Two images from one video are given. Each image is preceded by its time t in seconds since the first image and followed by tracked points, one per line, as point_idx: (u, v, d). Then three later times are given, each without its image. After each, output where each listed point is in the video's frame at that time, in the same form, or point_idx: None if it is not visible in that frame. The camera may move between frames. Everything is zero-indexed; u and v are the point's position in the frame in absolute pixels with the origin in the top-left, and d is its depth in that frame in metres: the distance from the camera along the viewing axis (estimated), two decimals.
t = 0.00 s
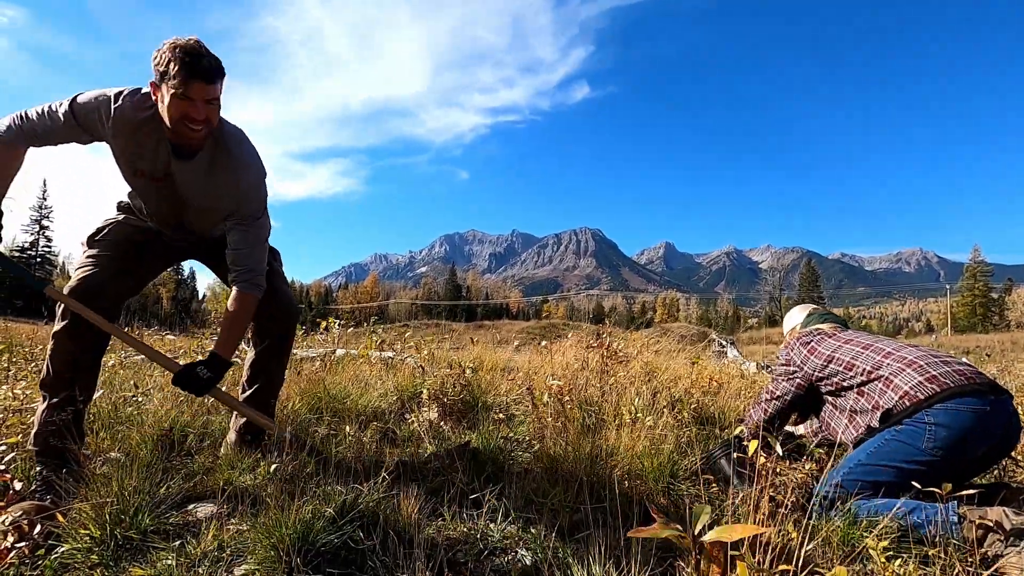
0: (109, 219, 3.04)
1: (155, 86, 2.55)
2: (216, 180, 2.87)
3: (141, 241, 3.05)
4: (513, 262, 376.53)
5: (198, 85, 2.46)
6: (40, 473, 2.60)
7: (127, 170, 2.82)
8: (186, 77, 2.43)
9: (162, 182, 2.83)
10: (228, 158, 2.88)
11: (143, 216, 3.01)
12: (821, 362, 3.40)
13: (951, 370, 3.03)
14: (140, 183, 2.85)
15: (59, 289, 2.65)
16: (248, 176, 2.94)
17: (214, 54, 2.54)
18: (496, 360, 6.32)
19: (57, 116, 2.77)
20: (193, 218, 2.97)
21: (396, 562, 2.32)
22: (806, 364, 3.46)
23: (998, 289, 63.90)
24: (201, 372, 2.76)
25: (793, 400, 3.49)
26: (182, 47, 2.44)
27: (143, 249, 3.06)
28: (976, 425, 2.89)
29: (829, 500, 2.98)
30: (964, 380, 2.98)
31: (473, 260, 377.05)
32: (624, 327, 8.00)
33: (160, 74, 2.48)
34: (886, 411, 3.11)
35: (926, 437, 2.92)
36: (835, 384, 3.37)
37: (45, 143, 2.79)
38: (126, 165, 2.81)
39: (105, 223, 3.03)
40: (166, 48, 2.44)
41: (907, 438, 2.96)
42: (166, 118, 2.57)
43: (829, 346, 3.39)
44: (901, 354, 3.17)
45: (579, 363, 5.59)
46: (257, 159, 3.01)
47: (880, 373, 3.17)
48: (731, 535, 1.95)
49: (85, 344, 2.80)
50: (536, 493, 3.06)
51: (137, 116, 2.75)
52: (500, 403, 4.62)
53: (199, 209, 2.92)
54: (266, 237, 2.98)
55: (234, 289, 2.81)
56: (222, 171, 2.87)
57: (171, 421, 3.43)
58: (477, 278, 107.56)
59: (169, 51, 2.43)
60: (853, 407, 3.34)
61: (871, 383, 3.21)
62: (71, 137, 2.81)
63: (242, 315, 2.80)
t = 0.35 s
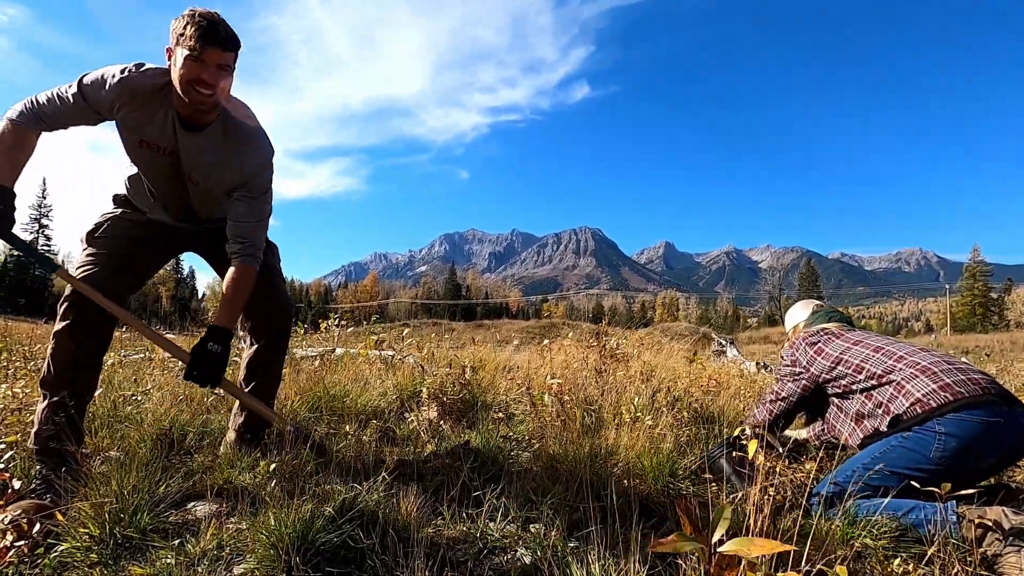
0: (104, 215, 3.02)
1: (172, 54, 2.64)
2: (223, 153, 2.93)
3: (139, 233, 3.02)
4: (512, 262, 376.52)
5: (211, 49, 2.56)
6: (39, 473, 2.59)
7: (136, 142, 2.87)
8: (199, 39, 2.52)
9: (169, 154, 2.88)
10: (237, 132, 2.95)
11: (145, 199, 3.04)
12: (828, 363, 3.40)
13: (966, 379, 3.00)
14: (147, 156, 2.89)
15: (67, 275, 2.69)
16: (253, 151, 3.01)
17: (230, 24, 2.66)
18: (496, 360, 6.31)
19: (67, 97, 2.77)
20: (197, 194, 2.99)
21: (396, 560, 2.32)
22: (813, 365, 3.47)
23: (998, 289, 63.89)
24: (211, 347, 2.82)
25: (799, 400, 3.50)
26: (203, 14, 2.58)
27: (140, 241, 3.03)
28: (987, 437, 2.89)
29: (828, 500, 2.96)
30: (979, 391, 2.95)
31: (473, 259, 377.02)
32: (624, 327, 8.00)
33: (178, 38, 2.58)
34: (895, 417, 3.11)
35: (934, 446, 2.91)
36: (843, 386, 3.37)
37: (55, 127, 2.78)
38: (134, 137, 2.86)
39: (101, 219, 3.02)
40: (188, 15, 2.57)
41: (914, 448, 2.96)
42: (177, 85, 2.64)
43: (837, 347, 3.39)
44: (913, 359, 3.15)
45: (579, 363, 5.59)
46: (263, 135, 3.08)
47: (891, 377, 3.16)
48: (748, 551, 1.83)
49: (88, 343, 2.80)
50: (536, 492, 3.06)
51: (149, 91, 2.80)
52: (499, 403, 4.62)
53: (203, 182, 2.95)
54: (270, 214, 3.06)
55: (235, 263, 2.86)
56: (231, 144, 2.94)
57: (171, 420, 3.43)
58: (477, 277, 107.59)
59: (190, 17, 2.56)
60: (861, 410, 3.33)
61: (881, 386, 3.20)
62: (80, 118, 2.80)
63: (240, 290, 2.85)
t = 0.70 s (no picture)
0: (99, 215, 3.01)
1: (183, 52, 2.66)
2: (228, 155, 3.00)
3: (135, 232, 3.00)
4: (512, 262, 376.54)
5: (227, 48, 2.59)
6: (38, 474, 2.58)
7: (140, 143, 2.88)
8: (216, 40, 2.56)
9: (174, 155, 2.90)
10: (242, 135, 3.04)
11: (143, 199, 3.04)
12: (838, 366, 3.33)
13: (982, 391, 2.95)
14: (150, 156, 2.90)
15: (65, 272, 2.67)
16: (257, 154, 3.09)
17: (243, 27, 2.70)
18: (495, 360, 6.31)
19: (71, 96, 2.74)
20: (200, 197, 3.01)
21: (395, 560, 2.32)
22: (822, 367, 3.39)
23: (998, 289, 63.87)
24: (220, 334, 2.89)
25: (806, 402, 3.46)
26: (217, 14, 2.62)
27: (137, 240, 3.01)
28: (998, 452, 2.88)
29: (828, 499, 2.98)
30: (995, 404, 2.91)
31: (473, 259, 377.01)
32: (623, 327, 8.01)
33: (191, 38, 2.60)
34: (908, 425, 3.07)
35: (944, 457, 2.91)
36: (853, 390, 3.30)
37: (58, 126, 2.74)
38: (139, 137, 2.87)
39: (98, 219, 3.00)
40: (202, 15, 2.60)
41: (921, 458, 2.95)
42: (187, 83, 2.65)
43: (848, 350, 3.31)
44: (928, 366, 3.07)
45: (579, 362, 5.59)
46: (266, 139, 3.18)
47: (904, 384, 3.10)
48: (735, 523, 1.85)
49: (85, 343, 2.80)
50: (536, 492, 3.06)
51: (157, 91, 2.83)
52: (499, 403, 4.62)
53: (207, 185, 2.99)
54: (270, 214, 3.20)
55: (223, 262, 2.90)
56: (236, 147, 3.02)
57: (170, 420, 3.43)
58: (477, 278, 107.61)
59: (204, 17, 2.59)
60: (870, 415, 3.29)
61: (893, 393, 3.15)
62: (84, 118, 2.78)
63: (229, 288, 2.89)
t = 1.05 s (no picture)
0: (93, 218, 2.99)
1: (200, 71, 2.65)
2: (235, 171, 3.02)
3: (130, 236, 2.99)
4: (512, 261, 376.55)
5: (245, 74, 2.62)
6: (38, 475, 2.58)
7: (145, 156, 2.88)
8: (235, 66, 2.58)
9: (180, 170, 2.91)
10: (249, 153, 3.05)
11: (140, 209, 3.00)
12: (853, 368, 3.21)
13: (1004, 407, 2.83)
14: (155, 169, 2.90)
15: (55, 274, 2.62)
16: (265, 171, 3.11)
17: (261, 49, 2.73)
18: (496, 360, 6.31)
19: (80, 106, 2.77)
20: (205, 209, 3.05)
21: (395, 560, 2.33)
22: (836, 368, 3.29)
23: (999, 288, 63.83)
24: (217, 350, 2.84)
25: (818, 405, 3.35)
26: (236, 37, 2.64)
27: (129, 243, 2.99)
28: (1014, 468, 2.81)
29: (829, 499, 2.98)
30: (1016, 420, 2.80)
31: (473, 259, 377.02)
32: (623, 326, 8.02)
33: (208, 60, 2.61)
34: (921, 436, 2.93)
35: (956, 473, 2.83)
36: (868, 394, 3.18)
37: (65, 135, 2.77)
38: (145, 150, 2.86)
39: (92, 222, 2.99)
40: (222, 38, 2.61)
41: (930, 472, 2.89)
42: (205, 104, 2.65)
43: (865, 352, 3.18)
44: (949, 375, 2.88)
45: (579, 362, 5.59)
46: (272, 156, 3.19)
47: (923, 393, 2.93)
48: (740, 521, 1.95)
49: (75, 345, 2.75)
50: (536, 492, 3.05)
51: (167, 105, 2.84)
52: (499, 403, 4.62)
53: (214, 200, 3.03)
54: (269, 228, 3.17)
55: (219, 274, 2.90)
56: (242, 163, 3.03)
57: (171, 421, 3.43)
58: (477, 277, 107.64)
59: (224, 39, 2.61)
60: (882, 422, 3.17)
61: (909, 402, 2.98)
62: (91, 128, 2.80)
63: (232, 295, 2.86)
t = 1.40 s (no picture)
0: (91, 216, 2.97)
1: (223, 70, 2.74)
2: (247, 167, 3.12)
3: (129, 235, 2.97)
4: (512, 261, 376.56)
5: (273, 74, 2.75)
6: (38, 476, 2.57)
7: (157, 150, 2.89)
8: (264, 66, 2.70)
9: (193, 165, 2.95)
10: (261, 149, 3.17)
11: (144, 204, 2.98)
12: (866, 367, 3.12)
13: (1020, 418, 2.71)
14: (167, 164, 2.92)
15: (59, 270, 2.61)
16: (275, 168, 3.23)
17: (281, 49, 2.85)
18: (495, 359, 6.32)
19: (91, 100, 2.74)
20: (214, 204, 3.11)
21: (395, 559, 2.33)
22: (848, 366, 3.20)
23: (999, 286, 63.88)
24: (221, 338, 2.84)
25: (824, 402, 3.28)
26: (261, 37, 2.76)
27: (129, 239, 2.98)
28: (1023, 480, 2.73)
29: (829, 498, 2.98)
30: None
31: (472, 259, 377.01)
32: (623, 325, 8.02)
33: (233, 57, 2.69)
34: (930, 441, 2.86)
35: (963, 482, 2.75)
36: (879, 394, 3.11)
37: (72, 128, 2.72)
38: (158, 145, 2.88)
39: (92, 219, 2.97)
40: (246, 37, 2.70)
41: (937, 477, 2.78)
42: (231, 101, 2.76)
43: (879, 350, 3.09)
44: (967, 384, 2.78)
45: (579, 361, 5.58)
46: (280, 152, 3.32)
47: (938, 400, 2.84)
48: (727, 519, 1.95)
49: (75, 342, 2.75)
50: (536, 491, 3.05)
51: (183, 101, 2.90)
52: (499, 402, 4.62)
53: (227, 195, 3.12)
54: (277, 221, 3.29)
55: (223, 267, 2.91)
56: (254, 159, 3.13)
57: (172, 420, 3.43)
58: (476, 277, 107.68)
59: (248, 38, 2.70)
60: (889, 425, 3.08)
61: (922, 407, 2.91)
62: (102, 121, 2.77)
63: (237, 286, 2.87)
